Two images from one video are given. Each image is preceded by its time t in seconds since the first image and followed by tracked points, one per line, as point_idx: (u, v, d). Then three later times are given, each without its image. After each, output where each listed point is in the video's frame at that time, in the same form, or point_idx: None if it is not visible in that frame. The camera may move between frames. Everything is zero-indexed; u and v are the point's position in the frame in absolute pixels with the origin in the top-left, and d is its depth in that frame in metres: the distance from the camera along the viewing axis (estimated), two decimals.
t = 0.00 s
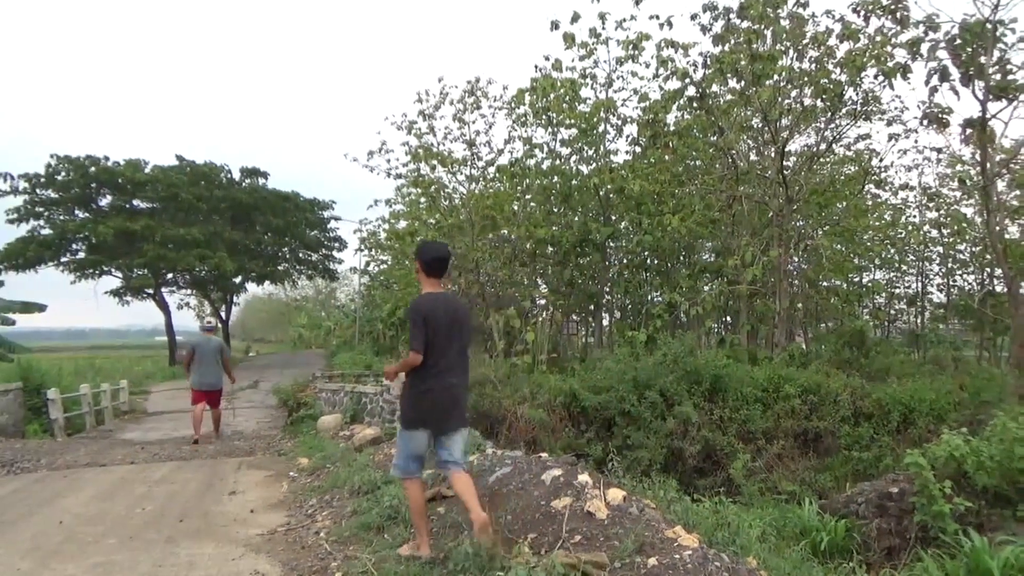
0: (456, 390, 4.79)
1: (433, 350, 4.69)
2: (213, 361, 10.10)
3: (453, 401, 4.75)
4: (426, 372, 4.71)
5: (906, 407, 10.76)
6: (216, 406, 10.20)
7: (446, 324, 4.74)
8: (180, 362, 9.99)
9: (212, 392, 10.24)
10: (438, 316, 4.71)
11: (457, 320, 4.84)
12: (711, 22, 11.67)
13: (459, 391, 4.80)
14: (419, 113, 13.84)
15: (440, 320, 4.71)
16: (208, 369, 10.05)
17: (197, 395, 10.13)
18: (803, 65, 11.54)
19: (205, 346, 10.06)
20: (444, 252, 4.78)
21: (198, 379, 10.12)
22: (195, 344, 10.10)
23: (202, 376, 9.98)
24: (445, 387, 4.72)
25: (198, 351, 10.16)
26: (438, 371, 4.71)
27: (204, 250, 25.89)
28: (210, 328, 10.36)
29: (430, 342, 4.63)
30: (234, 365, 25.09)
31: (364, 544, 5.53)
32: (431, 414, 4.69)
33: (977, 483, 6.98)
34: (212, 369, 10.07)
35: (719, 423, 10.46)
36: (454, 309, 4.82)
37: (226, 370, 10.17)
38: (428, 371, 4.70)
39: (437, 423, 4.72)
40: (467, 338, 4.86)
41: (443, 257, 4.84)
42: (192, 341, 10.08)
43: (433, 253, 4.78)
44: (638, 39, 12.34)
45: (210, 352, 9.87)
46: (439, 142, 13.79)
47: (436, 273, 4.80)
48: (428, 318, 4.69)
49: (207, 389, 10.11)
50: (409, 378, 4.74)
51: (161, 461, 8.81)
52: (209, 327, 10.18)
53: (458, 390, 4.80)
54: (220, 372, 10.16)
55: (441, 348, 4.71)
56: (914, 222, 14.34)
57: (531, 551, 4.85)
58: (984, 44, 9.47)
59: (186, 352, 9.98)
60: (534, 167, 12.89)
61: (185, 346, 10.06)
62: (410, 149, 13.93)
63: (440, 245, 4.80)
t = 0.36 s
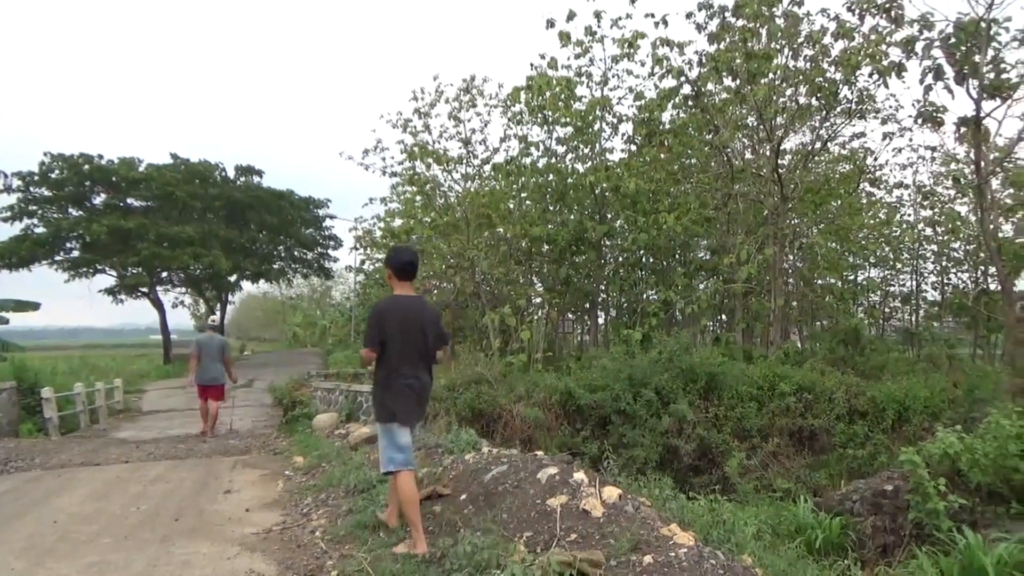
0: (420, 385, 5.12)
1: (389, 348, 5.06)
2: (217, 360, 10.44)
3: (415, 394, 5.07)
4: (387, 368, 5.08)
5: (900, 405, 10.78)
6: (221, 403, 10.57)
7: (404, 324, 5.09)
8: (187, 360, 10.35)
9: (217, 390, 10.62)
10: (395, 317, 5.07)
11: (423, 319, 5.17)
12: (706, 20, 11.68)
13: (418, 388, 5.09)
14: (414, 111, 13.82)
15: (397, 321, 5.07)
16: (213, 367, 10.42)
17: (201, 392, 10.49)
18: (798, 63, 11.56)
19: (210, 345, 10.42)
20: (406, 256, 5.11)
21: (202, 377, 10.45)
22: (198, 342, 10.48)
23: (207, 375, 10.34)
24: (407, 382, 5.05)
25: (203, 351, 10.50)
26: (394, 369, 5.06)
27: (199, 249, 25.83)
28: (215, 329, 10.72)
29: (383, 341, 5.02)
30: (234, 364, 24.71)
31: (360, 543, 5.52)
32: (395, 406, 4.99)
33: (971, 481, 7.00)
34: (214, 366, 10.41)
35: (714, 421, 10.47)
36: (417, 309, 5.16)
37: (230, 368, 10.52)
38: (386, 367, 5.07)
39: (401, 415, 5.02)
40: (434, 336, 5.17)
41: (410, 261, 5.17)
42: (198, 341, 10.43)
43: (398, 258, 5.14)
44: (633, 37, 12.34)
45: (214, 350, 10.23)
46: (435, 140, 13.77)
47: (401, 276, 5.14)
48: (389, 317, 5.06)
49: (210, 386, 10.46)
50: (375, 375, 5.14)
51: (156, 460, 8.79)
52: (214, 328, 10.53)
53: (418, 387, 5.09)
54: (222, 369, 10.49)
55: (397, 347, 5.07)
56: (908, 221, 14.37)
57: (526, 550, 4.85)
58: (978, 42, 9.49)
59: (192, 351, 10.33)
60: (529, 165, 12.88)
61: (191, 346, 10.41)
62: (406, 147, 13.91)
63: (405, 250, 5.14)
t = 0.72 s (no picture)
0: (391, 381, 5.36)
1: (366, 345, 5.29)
2: (219, 359, 10.49)
3: (387, 391, 5.31)
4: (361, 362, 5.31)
5: (898, 404, 10.81)
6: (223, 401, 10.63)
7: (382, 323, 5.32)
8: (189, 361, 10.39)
9: (219, 388, 10.67)
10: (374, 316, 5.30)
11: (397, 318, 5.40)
12: (705, 19, 11.68)
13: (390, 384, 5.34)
14: (413, 110, 13.81)
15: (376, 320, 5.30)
16: (215, 366, 10.47)
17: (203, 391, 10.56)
18: (796, 62, 11.57)
19: (211, 345, 10.46)
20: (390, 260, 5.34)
21: (204, 376, 10.50)
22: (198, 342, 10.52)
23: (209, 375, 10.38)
24: (379, 378, 5.30)
25: (204, 351, 10.54)
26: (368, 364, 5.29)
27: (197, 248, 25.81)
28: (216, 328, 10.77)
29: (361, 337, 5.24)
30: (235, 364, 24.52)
31: (358, 542, 5.53)
32: (366, 399, 5.26)
33: (970, 480, 7.01)
34: (215, 366, 10.47)
35: (712, 419, 10.48)
36: (395, 310, 5.40)
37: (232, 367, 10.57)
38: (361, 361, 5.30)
39: (370, 408, 5.29)
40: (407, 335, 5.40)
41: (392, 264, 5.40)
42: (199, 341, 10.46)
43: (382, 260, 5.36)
44: (632, 36, 12.33)
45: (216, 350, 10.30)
46: (433, 140, 13.76)
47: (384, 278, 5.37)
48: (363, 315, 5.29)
49: (213, 386, 10.51)
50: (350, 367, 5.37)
51: (154, 459, 8.79)
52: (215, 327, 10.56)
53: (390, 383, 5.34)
54: (224, 369, 10.53)
55: (373, 344, 5.30)
56: (906, 220, 14.39)
57: (525, 548, 4.85)
58: (977, 41, 9.50)
59: (193, 352, 10.37)
60: (528, 164, 12.87)
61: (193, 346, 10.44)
62: (405, 146, 13.89)
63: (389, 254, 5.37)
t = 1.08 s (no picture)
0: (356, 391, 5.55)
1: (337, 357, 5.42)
2: (222, 358, 10.51)
3: (356, 400, 5.50)
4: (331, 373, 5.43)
5: (898, 404, 10.82)
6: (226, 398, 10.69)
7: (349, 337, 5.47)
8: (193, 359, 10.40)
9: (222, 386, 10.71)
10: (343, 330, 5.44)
11: (362, 330, 5.57)
12: (704, 19, 11.68)
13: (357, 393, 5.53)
14: (413, 110, 13.80)
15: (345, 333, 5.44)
16: (218, 365, 10.50)
17: (205, 389, 10.61)
18: (796, 62, 11.57)
19: (214, 344, 10.46)
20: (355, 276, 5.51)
21: (207, 374, 10.53)
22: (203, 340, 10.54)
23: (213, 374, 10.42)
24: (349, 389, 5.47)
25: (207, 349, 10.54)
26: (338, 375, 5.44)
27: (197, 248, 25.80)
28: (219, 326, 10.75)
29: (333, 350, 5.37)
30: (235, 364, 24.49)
31: (358, 542, 5.52)
32: (339, 409, 5.41)
33: (970, 480, 7.01)
34: (218, 365, 10.49)
35: (713, 419, 10.47)
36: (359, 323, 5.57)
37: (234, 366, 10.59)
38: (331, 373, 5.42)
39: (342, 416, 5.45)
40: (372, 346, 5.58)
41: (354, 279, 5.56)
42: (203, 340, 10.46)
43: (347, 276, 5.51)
44: (632, 36, 12.32)
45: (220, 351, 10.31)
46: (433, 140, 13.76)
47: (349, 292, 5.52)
48: (332, 328, 5.41)
49: (216, 384, 10.56)
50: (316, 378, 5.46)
51: (155, 459, 8.79)
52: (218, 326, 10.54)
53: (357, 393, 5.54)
54: (227, 368, 10.55)
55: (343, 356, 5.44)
56: (906, 220, 14.39)
57: (526, 548, 4.85)
58: (977, 41, 9.50)
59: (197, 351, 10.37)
60: (528, 164, 12.87)
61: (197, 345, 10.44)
62: (405, 146, 13.89)
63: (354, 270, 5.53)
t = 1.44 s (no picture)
0: (324, 385, 5.72)
1: (302, 351, 5.62)
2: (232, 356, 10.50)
3: (322, 394, 5.67)
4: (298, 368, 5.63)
5: (898, 404, 10.83)
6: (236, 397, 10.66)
7: (315, 333, 5.68)
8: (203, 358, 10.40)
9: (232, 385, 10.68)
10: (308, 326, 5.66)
11: (328, 328, 5.78)
12: (704, 19, 11.68)
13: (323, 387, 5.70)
14: (412, 110, 13.79)
15: (310, 330, 5.66)
16: (228, 363, 10.48)
17: (216, 388, 10.59)
18: (796, 62, 11.57)
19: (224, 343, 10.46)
20: (319, 277, 5.75)
21: (217, 373, 10.52)
22: (217, 338, 10.67)
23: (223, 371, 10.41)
24: (315, 382, 5.64)
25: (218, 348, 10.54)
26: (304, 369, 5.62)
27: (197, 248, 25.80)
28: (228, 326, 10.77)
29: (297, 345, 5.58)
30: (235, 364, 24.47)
31: (358, 542, 5.52)
32: (304, 401, 5.57)
33: (970, 480, 7.01)
34: (228, 363, 10.48)
35: (713, 419, 10.47)
36: (326, 321, 5.78)
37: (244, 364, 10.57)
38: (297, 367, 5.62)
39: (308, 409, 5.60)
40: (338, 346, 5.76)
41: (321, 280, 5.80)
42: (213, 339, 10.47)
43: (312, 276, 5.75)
44: (632, 36, 12.33)
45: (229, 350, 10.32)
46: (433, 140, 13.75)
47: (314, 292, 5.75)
48: (297, 326, 5.64)
49: (226, 383, 10.53)
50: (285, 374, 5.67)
51: (155, 459, 8.79)
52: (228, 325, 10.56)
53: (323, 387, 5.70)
54: (237, 367, 10.53)
55: (308, 351, 5.65)
56: (906, 220, 14.39)
57: (526, 548, 4.85)
58: (977, 41, 9.50)
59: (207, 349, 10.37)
60: (528, 164, 12.87)
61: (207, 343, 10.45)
62: (405, 146, 13.88)
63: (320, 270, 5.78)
